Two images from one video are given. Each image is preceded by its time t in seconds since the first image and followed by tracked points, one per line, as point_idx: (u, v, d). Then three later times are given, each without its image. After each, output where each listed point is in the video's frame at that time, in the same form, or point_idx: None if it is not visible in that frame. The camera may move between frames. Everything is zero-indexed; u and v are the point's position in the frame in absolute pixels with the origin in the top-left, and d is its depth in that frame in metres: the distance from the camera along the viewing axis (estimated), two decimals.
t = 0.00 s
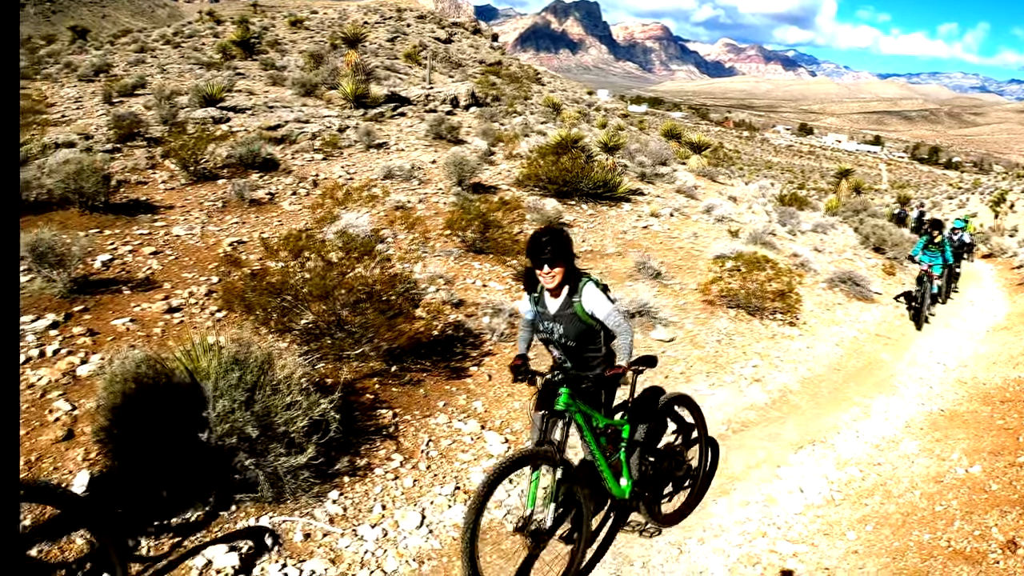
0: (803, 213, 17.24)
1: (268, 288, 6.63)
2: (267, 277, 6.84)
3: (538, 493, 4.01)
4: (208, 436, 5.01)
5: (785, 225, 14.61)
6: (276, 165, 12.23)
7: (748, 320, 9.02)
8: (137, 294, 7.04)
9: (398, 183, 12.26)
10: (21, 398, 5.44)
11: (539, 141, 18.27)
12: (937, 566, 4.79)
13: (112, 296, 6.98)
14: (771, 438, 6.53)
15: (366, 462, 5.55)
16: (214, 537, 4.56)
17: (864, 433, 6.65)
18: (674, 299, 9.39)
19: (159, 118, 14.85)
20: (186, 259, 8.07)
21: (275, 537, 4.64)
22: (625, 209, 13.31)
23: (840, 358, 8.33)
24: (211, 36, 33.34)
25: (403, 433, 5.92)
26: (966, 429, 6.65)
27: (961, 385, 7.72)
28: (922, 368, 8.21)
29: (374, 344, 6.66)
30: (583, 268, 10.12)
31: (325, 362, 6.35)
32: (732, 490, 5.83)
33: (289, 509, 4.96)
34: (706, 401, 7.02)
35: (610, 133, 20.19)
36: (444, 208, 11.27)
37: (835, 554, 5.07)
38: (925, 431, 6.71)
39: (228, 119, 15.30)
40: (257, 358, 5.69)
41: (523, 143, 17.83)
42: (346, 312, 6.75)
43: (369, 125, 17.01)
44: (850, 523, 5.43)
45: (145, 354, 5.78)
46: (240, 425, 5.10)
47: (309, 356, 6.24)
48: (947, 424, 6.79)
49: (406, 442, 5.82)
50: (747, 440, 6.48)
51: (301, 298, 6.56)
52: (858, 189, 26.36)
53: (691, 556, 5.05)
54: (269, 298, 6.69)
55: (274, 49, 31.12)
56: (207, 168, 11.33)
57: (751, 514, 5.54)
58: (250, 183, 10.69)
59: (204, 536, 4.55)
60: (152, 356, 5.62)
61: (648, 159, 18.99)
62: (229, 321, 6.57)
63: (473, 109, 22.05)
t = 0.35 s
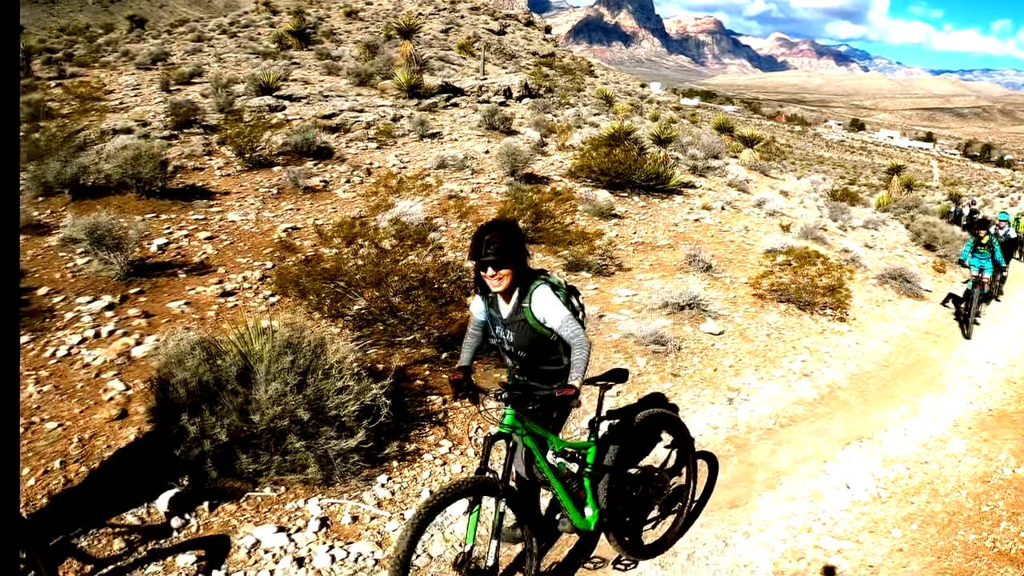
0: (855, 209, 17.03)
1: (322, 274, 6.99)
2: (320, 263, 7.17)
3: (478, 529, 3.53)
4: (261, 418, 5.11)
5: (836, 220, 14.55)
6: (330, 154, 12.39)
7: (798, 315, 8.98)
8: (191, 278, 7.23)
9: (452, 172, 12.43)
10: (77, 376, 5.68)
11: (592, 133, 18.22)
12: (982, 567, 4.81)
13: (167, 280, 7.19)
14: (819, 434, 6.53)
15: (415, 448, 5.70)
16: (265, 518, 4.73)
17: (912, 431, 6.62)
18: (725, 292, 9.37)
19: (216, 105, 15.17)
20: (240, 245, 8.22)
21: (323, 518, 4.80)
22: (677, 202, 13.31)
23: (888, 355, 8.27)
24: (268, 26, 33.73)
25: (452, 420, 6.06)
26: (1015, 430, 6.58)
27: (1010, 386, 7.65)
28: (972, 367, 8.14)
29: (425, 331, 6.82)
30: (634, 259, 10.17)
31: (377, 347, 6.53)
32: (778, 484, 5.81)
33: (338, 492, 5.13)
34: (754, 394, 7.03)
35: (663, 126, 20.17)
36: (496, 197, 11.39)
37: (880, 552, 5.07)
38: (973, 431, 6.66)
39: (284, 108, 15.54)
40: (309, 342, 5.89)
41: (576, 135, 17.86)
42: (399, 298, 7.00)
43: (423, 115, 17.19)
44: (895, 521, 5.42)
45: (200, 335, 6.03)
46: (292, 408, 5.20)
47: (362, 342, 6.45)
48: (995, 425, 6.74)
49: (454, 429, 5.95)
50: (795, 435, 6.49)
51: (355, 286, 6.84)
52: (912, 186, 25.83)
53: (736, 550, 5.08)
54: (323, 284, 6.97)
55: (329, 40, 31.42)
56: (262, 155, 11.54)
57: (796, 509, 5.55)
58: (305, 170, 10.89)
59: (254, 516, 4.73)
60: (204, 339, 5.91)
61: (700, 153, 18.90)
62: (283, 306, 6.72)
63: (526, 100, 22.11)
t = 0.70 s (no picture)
0: (885, 202, 16.94)
1: (350, 258, 6.83)
2: (348, 246, 7.04)
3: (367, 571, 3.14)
4: (289, 399, 5.11)
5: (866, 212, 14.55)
6: (361, 138, 12.48)
7: (827, 307, 8.95)
8: (222, 259, 7.32)
9: (482, 158, 12.50)
10: (108, 354, 5.80)
11: (623, 121, 18.17)
12: (1005, 564, 4.84)
13: (198, 261, 7.30)
14: (845, 426, 6.52)
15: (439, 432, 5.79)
16: (290, 498, 4.86)
17: (938, 426, 6.59)
18: (752, 283, 9.35)
19: (248, 88, 15.30)
20: (270, 228, 8.27)
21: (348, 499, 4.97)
22: (706, 191, 13.31)
23: (915, 349, 8.23)
24: (300, 12, 33.73)
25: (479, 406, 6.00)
26: None
27: None
28: (1000, 363, 8.08)
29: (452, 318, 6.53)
30: (662, 248, 10.15)
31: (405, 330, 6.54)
32: (803, 475, 5.82)
33: (362, 474, 5.34)
34: (781, 385, 7.04)
35: (695, 116, 20.09)
36: (527, 183, 11.52)
37: (904, 546, 5.07)
38: (1000, 427, 6.63)
39: (315, 92, 15.63)
40: (338, 324, 5.98)
41: (607, 123, 17.86)
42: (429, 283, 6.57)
43: (454, 100, 17.24)
44: (920, 515, 5.41)
45: (230, 315, 6.08)
46: (320, 389, 5.26)
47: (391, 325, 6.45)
48: None
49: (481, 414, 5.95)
50: (821, 427, 6.49)
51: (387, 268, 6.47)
52: (943, 181, 25.78)
53: (760, 540, 5.09)
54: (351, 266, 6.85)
55: (361, 25, 31.49)
56: (294, 138, 11.62)
57: (822, 500, 5.55)
58: (337, 154, 10.98)
59: (280, 496, 4.85)
60: (235, 320, 6.00)
61: (730, 143, 18.83)
62: (312, 288, 6.74)
63: (556, 88, 22.10)
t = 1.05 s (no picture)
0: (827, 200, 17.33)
1: (287, 259, 6.97)
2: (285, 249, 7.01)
3: None
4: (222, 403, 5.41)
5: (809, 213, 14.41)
6: (303, 136, 12.31)
7: (768, 307, 9.10)
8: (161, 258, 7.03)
9: (424, 157, 12.40)
10: (44, 356, 5.61)
11: (566, 119, 18.18)
12: (943, 558, 4.83)
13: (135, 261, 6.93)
14: (785, 425, 6.57)
15: (382, 433, 5.60)
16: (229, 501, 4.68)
17: (878, 424, 6.66)
18: (694, 282, 9.41)
19: (187, 84, 14.89)
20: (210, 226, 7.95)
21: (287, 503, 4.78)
22: (649, 190, 13.39)
23: (856, 348, 8.34)
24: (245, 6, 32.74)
25: (418, 405, 5.98)
26: (982, 425, 6.62)
27: (977, 381, 7.69)
28: (940, 362, 8.18)
29: (392, 317, 6.89)
30: (605, 247, 10.10)
31: (345, 331, 6.48)
32: (743, 474, 5.85)
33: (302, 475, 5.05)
34: (720, 384, 7.12)
35: (639, 115, 20.19)
36: (468, 182, 11.39)
37: (843, 543, 5.09)
38: (939, 424, 6.72)
39: (257, 88, 15.29)
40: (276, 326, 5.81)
41: (551, 121, 17.89)
42: (368, 283, 7.17)
43: (397, 98, 17.08)
44: (859, 512, 5.45)
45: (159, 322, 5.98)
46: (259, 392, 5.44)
47: (330, 326, 6.40)
48: (962, 419, 6.78)
49: (421, 414, 5.88)
50: (761, 426, 6.54)
51: (324, 269, 7.02)
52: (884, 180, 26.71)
53: (700, 539, 5.08)
54: (294, 267, 6.89)
55: (304, 20, 30.88)
56: (234, 136, 11.44)
57: (761, 499, 5.57)
58: (277, 152, 10.78)
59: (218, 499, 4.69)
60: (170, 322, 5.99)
61: (674, 142, 18.99)
62: (250, 288, 6.46)
63: (500, 86, 22.06)
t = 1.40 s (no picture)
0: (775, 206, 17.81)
1: (236, 263, 6.39)
2: (236, 252, 6.58)
3: None
4: (173, 411, 4.96)
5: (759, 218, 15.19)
6: (249, 140, 12.19)
7: (717, 312, 9.31)
8: (105, 265, 6.88)
9: (372, 162, 12.37)
10: None
11: (515, 125, 18.32)
12: (894, 561, 4.82)
13: (80, 268, 6.76)
14: (736, 431, 6.60)
15: (330, 442, 5.67)
16: (177, 513, 4.60)
17: (828, 428, 6.72)
18: (644, 287, 9.62)
19: (132, 87, 14.59)
20: (156, 233, 7.90)
21: (235, 514, 4.72)
22: (598, 196, 13.60)
23: (805, 354, 8.45)
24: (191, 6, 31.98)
25: (368, 414, 6.06)
26: (930, 427, 6.70)
27: (926, 383, 7.79)
28: (889, 365, 8.29)
29: (341, 323, 6.73)
30: (553, 254, 10.31)
31: (293, 339, 6.49)
32: (694, 479, 5.86)
33: (252, 487, 5.04)
34: (671, 389, 7.21)
35: (588, 119, 20.30)
36: (416, 188, 11.42)
37: (794, 547, 5.11)
38: (889, 427, 6.79)
39: (203, 92, 15.08)
40: (224, 332, 5.68)
41: (500, 127, 17.99)
42: (315, 291, 6.51)
43: (344, 102, 17.00)
44: (810, 516, 5.47)
45: (113, 325, 5.51)
46: (205, 400, 5.07)
47: (277, 333, 6.35)
48: (912, 422, 6.84)
49: (370, 422, 5.96)
50: (711, 432, 6.58)
51: (271, 276, 6.40)
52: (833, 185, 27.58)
53: (651, 544, 5.06)
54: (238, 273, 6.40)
55: (251, 22, 30.49)
56: (181, 140, 11.29)
57: (712, 504, 5.57)
58: (222, 157, 10.65)
59: (167, 511, 4.61)
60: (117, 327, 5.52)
61: (623, 147, 19.17)
62: (197, 295, 6.56)
63: (448, 90, 22.03)
